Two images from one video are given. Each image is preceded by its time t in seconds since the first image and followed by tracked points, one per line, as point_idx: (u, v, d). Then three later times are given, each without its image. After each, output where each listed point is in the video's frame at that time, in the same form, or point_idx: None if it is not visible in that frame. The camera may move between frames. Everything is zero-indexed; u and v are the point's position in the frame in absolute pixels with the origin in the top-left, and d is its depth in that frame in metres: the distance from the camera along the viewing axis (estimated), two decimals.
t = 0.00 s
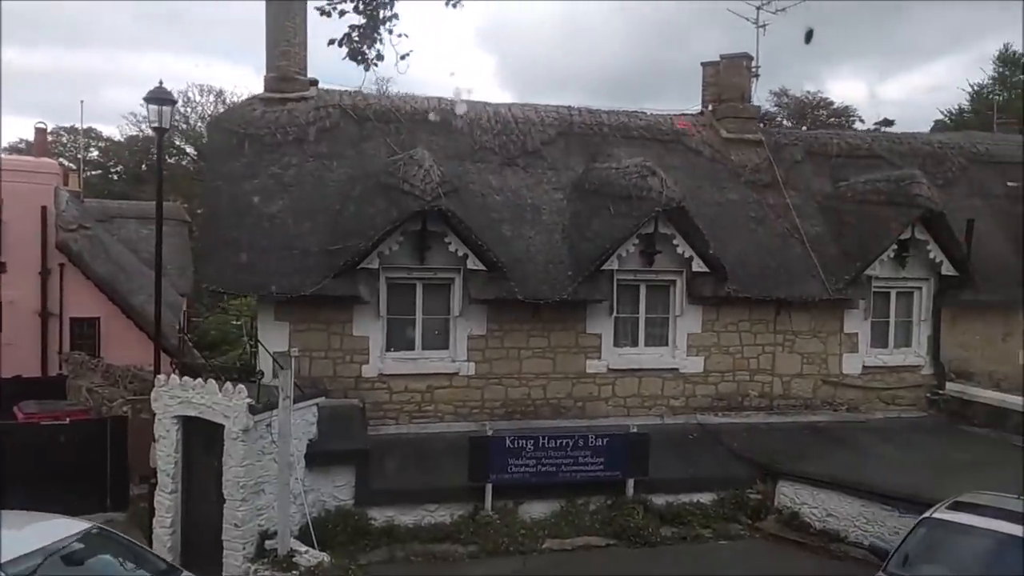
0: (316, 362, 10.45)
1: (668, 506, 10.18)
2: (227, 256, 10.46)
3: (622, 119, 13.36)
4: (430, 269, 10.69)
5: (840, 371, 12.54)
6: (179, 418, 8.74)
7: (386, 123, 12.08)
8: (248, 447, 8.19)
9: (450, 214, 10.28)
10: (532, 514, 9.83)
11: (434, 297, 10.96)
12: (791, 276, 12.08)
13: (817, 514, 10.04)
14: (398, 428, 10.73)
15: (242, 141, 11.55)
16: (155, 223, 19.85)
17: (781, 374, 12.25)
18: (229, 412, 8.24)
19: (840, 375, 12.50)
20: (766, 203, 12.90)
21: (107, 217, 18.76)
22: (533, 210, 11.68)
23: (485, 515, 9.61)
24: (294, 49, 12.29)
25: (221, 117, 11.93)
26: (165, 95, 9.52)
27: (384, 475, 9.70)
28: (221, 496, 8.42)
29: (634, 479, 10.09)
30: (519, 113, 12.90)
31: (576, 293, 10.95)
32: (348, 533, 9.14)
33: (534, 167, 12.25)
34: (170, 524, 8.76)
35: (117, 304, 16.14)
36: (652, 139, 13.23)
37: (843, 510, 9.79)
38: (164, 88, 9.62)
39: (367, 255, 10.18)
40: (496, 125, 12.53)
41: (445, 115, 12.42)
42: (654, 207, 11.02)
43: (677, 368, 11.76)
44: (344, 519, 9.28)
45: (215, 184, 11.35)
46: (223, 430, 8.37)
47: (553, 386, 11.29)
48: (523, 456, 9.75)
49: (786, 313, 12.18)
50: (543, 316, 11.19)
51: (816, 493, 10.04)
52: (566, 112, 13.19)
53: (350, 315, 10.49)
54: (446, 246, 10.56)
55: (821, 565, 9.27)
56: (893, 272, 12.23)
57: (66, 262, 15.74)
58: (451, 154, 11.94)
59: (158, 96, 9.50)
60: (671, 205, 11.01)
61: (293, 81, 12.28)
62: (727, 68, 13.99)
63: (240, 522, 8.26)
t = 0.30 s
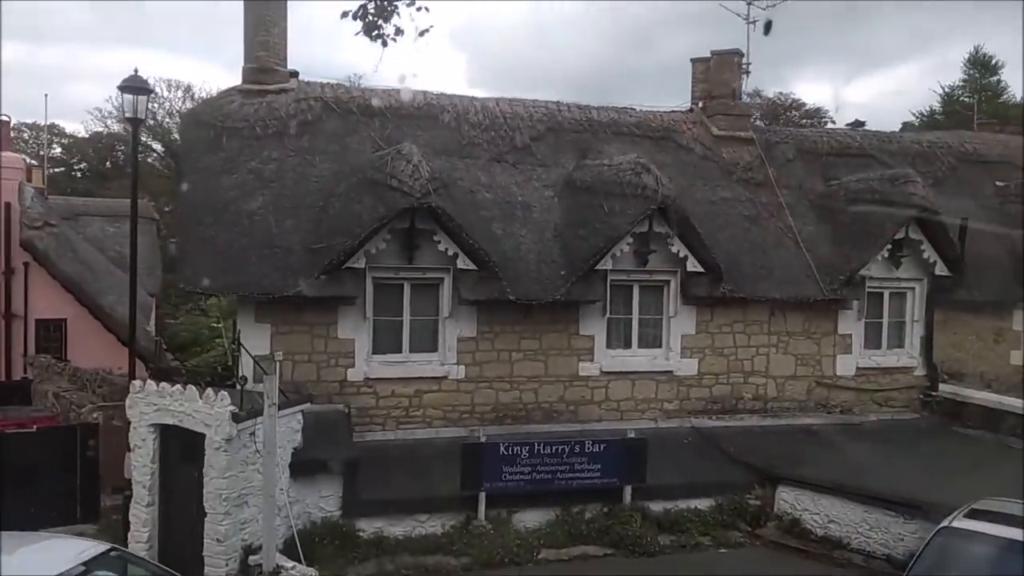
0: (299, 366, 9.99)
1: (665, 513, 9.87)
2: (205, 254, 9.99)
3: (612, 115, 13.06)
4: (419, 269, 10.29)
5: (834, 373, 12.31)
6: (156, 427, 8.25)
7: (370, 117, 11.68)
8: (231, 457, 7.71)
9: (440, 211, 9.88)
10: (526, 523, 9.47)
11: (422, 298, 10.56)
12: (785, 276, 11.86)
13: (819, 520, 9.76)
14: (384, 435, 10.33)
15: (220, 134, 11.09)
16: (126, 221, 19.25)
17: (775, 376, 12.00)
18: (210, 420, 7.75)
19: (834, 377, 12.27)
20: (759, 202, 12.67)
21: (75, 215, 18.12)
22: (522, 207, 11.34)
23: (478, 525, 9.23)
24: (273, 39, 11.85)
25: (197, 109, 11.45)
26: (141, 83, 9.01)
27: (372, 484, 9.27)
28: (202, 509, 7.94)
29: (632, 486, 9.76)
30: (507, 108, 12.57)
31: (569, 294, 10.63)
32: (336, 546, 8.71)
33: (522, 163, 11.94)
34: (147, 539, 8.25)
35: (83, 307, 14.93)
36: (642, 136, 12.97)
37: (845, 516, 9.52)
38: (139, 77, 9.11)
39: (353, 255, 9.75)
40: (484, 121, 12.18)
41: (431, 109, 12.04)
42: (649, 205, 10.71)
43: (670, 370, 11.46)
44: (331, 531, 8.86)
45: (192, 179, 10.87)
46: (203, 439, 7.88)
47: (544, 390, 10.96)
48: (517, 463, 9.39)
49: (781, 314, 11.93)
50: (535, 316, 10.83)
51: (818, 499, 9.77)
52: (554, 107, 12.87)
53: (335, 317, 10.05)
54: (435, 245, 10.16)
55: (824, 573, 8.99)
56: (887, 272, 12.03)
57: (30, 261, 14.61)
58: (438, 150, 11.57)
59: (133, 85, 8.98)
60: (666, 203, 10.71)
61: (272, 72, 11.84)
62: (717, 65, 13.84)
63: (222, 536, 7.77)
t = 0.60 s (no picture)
0: (295, 371, 9.59)
1: (675, 522, 9.56)
2: (197, 254, 9.57)
3: (613, 113, 12.78)
4: (419, 270, 9.94)
5: (839, 377, 12.08)
6: (148, 436, 7.82)
7: (366, 113, 11.31)
8: (230, 468, 7.31)
9: (443, 211, 9.54)
10: (533, 534, 9.13)
11: (423, 300, 10.21)
12: (790, 278, 11.62)
13: (833, 529, 9.52)
14: (383, 442, 9.96)
15: (210, 130, 10.67)
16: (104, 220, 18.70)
17: (780, 380, 11.77)
18: (206, 429, 7.34)
19: (839, 381, 12.02)
20: (762, 202, 12.43)
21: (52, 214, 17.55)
22: (524, 206, 11.02)
23: (484, 536, 8.88)
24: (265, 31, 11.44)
25: (186, 103, 11.02)
26: (133, 74, 8.59)
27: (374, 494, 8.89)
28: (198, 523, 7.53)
29: (642, 495, 9.48)
30: (506, 105, 12.25)
31: (574, 296, 10.32)
32: (337, 560, 8.32)
33: (522, 161, 11.63)
34: (138, 554, 7.83)
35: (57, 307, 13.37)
36: (643, 135, 12.71)
37: (860, 524, 9.27)
38: (131, 67, 8.70)
39: (353, 256, 9.39)
40: (482, 118, 11.85)
41: (428, 106, 11.69)
42: (656, 205, 10.43)
43: (675, 374, 11.19)
44: (332, 543, 8.47)
45: (182, 176, 10.44)
46: (200, 449, 7.48)
47: (547, 395, 10.64)
48: (525, 472, 9.09)
49: (786, 317, 11.72)
50: (538, 319, 10.51)
51: (831, 507, 9.51)
52: (554, 105, 12.58)
53: (333, 320, 9.67)
54: (436, 245, 9.82)
55: None
56: (892, 273, 11.74)
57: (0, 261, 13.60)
58: (436, 147, 11.22)
59: (124, 76, 8.57)
60: (673, 203, 10.43)
61: (264, 66, 11.43)
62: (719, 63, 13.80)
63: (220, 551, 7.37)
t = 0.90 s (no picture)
0: (311, 376, 9.22)
1: (704, 533, 9.24)
2: (208, 255, 9.22)
3: (630, 111, 12.48)
4: (438, 272, 9.59)
5: (864, 382, 11.74)
6: (162, 446, 7.44)
7: (380, 110, 10.96)
8: (250, 481, 6.94)
9: (464, 210, 9.16)
10: (559, 546, 8.79)
11: (442, 303, 9.86)
12: (815, 280, 11.31)
13: (867, 540, 9.18)
14: (401, 450, 9.61)
15: (220, 127, 10.31)
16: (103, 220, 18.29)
17: (804, 385, 11.46)
18: (225, 439, 6.97)
19: (863, 386, 11.70)
20: (785, 202, 12.14)
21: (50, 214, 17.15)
22: (544, 206, 10.70)
23: (509, 549, 8.52)
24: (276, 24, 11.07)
25: (195, 99, 10.66)
26: (144, 66, 8.22)
27: (394, 506, 8.52)
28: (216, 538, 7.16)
29: (670, 505, 9.15)
30: (522, 102, 11.93)
31: (597, 299, 9.97)
32: None
33: (540, 160, 11.31)
34: (151, 570, 7.47)
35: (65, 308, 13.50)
36: (661, 133, 12.41)
37: (896, 535, 8.90)
38: (141, 59, 8.32)
39: (371, 256, 9.02)
40: (499, 115, 11.53)
41: (443, 102, 11.35)
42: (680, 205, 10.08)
43: (698, 380, 10.87)
44: (352, 558, 8.10)
45: (191, 174, 10.08)
46: (218, 460, 7.10)
47: (568, 400, 10.30)
48: (551, 482, 8.74)
49: (811, 320, 11.40)
50: (559, 323, 10.17)
51: (866, 517, 9.15)
52: (570, 102, 12.28)
53: (349, 324, 9.31)
54: (456, 246, 9.46)
55: None
56: (915, 276, 11.38)
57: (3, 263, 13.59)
58: (453, 145, 10.88)
59: (135, 67, 8.19)
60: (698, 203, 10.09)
61: (274, 60, 11.07)
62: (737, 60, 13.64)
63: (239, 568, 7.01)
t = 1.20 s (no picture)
0: (341, 383, 8.86)
1: (751, 547, 8.89)
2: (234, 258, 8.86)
3: (662, 108, 12.12)
4: (471, 274, 9.23)
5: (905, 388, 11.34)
6: (193, 457, 7.50)
7: (407, 106, 10.60)
8: (289, 495, 6.94)
9: (499, 210, 8.78)
10: (602, 561, 8.44)
11: (474, 307, 9.50)
12: (856, 282, 10.92)
13: (921, 554, 8.59)
14: (433, 460, 9.25)
15: (245, 125, 9.95)
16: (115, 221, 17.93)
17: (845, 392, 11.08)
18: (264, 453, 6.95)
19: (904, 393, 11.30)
20: (822, 203, 11.77)
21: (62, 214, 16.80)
22: (578, 206, 10.33)
23: (550, 564, 8.11)
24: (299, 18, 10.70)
25: (218, 96, 10.30)
26: (171, 59, 7.87)
27: (431, 519, 8.15)
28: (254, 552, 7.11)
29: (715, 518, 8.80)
30: (551, 99, 11.58)
31: (635, 303, 9.59)
32: None
33: (572, 159, 10.94)
34: None
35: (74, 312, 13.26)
36: (694, 132, 12.05)
37: (950, 551, 8.21)
38: (168, 52, 7.97)
39: (403, 259, 8.66)
40: (529, 112, 11.16)
41: (472, 99, 10.99)
42: (721, 206, 9.70)
43: (737, 386, 10.51)
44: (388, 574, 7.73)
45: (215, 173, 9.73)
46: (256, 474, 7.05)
47: (604, 408, 9.93)
48: (594, 494, 8.45)
49: (852, 325, 11.02)
50: (594, 328, 9.80)
51: (918, 530, 8.53)
52: (601, 99, 11.91)
53: (380, 329, 8.95)
54: (491, 247, 9.10)
55: None
56: (958, 280, 10.91)
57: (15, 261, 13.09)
58: (483, 143, 10.51)
59: (161, 61, 7.84)
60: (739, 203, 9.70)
61: (298, 55, 10.71)
62: (771, 56, 13.13)
63: None
